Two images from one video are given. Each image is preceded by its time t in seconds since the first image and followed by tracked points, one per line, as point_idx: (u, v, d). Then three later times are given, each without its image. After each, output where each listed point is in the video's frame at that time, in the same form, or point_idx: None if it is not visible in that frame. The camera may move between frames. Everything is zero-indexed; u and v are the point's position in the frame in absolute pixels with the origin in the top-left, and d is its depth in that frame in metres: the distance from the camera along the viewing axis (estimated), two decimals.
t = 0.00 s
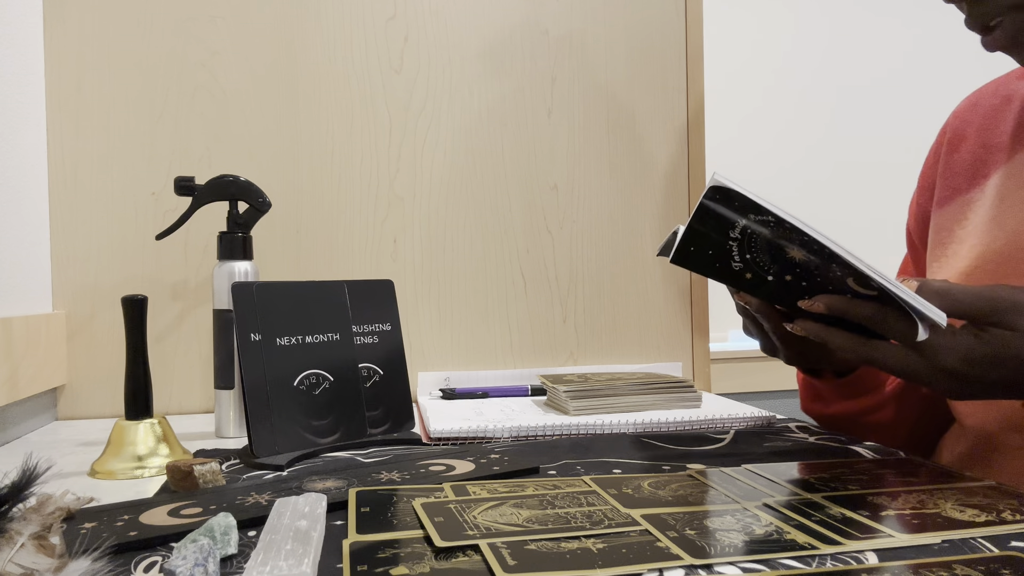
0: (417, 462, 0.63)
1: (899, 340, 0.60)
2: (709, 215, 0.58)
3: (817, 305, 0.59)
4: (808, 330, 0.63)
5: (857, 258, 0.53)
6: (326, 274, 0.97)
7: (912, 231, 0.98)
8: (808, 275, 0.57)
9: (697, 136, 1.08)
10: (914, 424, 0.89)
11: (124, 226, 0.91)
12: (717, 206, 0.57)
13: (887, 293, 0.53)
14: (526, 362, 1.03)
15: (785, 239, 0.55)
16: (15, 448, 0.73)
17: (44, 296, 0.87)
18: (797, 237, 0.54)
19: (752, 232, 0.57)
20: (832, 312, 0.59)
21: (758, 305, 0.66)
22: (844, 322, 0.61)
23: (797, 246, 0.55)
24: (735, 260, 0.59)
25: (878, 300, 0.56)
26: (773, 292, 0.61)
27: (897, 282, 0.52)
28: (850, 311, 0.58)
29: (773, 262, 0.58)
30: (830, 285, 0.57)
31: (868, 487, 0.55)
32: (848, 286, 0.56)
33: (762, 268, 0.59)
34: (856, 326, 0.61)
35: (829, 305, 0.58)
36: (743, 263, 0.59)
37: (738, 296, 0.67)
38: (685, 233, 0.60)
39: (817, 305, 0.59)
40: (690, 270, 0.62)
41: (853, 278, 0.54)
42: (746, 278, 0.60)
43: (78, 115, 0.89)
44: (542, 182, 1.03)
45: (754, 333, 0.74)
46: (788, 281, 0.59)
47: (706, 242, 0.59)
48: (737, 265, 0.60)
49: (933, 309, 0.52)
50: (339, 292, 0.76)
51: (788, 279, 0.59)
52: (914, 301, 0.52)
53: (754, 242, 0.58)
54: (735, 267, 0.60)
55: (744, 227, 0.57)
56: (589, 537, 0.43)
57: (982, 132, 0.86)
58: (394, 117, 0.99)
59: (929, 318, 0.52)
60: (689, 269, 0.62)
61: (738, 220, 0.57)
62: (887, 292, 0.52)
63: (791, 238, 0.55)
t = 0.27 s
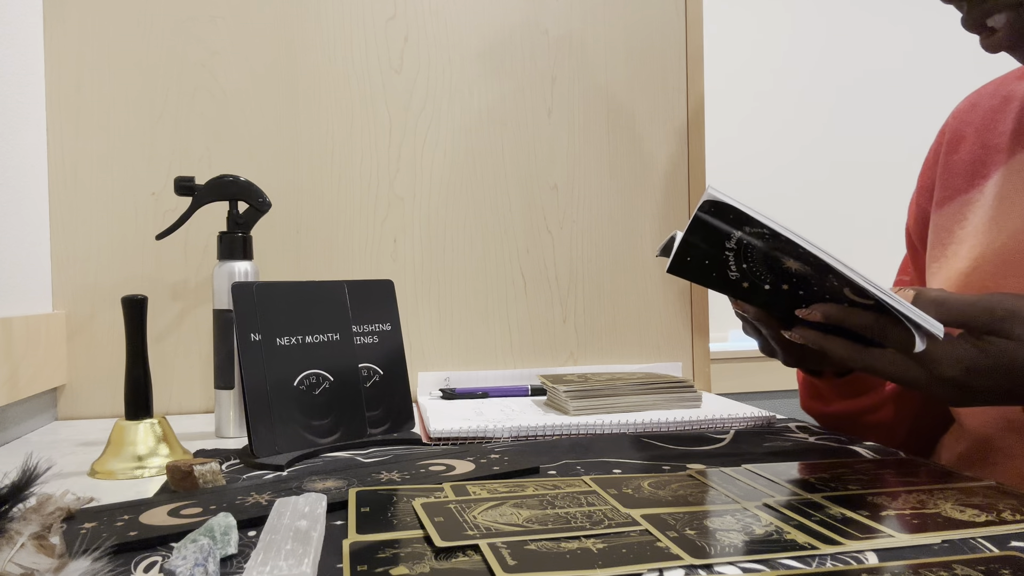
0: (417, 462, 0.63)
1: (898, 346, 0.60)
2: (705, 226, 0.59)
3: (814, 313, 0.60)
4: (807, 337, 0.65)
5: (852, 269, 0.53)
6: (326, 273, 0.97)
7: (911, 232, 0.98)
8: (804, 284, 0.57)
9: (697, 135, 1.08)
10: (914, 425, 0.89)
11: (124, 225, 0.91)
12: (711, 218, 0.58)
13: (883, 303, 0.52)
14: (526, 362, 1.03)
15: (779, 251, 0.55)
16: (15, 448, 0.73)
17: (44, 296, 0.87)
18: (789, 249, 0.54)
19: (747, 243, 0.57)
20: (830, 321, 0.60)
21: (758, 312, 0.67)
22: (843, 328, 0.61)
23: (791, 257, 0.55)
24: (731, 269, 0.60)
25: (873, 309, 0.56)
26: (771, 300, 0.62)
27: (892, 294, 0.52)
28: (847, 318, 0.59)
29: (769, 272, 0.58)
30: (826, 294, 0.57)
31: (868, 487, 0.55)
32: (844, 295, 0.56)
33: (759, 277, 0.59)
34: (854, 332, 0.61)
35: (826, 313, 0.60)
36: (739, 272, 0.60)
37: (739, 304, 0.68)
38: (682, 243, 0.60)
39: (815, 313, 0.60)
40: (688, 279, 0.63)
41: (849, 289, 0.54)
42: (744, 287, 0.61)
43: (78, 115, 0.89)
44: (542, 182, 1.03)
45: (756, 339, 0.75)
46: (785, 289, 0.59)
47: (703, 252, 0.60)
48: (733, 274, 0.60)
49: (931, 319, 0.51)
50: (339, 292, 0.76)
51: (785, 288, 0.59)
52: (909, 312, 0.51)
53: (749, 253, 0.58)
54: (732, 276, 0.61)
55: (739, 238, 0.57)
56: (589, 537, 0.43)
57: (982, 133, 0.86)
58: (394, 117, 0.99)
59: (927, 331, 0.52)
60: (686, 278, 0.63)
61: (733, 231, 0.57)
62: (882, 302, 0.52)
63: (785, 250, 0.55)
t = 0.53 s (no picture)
0: (417, 462, 0.63)
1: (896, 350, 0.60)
2: (703, 231, 0.59)
3: (812, 316, 0.60)
4: (806, 339, 0.65)
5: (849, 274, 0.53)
6: (325, 273, 0.97)
7: (911, 232, 0.98)
8: (802, 287, 0.58)
9: (697, 135, 1.08)
10: (914, 425, 0.88)
11: (124, 225, 0.91)
12: (709, 223, 0.57)
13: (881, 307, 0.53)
14: (526, 362, 1.03)
15: (777, 256, 0.55)
16: (15, 448, 0.73)
17: (44, 296, 0.87)
18: (788, 253, 0.54)
19: (745, 247, 0.57)
20: (828, 324, 0.60)
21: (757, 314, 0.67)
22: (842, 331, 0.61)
23: (789, 261, 0.55)
24: (730, 272, 0.60)
25: (870, 311, 0.56)
26: (770, 302, 0.62)
27: (890, 297, 0.52)
28: (845, 322, 0.59)
29: (767, 275, 0.58)
30: (824, 297, 0.57)
31: (868, 487, 0.55)
32: (842, 298, 0.56)
33: (757, 279, 0.59)
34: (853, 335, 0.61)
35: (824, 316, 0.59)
36: (737, 275, 0.60)
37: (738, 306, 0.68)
38: (681, 247, 0.61)
39: (813, 316, 0.60)
40: (687, 281, 0.63)
41: (846, 293, 0.54)
42: (743, 289, 0.61)
43: (78, 114, 0.89)
44: (542, 182, 1.03)
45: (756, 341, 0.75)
46: (783, 292, 0.59)
47: (702, 255, 0.60)
48: (732, 277, 0.61)
49: (929, 323, 0.51)
50: (339, 292, 0.76)
51: (783, 291, 0.59)
52: (908, 315, 0.52)
53: (747, 257, 0.58)
54: (730, 279, 0.61)
55: (737, 242, 0.57)
56: (589, 537, 0.43)
57: (982, 133, 0.86)
58: (394, 117, 0.99)
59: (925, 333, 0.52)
60: (684, 280, 0.63)
61: (730, 236, 0.57)
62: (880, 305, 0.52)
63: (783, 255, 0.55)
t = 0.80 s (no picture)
0: (417, 462, 0.63)
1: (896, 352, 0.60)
2: (701, 235, 0.59)
3: (812, 319, 0.60)
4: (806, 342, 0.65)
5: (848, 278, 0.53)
6: (325, 273, 0.97)
7: (911, 233, 0.98)
8: (801, 291, 0.58)
9: (697, 135, 1.08)
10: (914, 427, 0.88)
11: (124, 225, 0.91)
12: (706, 228, 0.57)
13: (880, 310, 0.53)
14: (526, 362, 1.03)
15: (775, 260, 0.55)
16: (15, 448, 0.73)
17: (44, 296, 0.87)
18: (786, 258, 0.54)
19: (743, 252, 0.57)
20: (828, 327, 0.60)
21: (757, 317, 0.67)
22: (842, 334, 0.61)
23: (788, 265, 0.55)
24: (728, 277, 0.60)
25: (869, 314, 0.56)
26: (769, 305, 0.62)
27: (889, 301, 0.52)
28: (844, 324, 0.59)
29: (766, 279, 0.58)
30: (823, 301, 0.57)
31: (868, 487, 0.55)
32: (841, 301, 0.56)
33: (756, 284, 0.59)
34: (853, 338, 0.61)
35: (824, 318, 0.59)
36: (736, 279, 0.60)
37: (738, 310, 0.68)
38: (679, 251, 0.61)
39: (813, 319, 0.60)
40: (686, 286, 0.63)
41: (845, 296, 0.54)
42: (742, 293, 0.61)
43: (78, 114, 0.89)
44: (542, 182, 1.03)
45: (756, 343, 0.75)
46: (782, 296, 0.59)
47: (701, 259, 0.60)
48: (731, 282, 0.60)
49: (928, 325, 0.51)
50: (339, 292, 0.76)
51: (783, 295, 0.59)
52: (907, 319, 0.51)
53: (746, 261, 0.58)
54: (729, 284, 0.61)
55: (735, 247, 0.57)
56: (589, 537, 0.43)
57: (982, 133, 0.86)
58: (394, 117, 0.99)
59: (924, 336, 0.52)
60: (683, 285, 0.63)
61: (728, 241, 0.57)
62: (879, 309, 0.52)
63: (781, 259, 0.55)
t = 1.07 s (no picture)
0: (417, 462, 0.63)
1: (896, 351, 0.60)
2: (702, 233, 0.58)
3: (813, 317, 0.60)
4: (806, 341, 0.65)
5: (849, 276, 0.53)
6: (325, 273, 0.97)
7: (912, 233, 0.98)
8: (802, 289, 0.58)
9: (697, 135, 1.08)
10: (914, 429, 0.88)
11: (124, 225, 0.91)
12: (707, 226, 0.57)
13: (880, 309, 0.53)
14: (526, 362, 1.03)
15: (776, 258, 0.55)
16: (15, 448, 0.73)
17: (44, 296, 0.87)
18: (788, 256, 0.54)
19: (744, 250, 0.57)
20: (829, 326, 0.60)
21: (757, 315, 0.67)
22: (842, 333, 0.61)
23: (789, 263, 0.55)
24: (729, 275, 0.60)
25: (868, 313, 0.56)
26: (770, 303, 0.62)
27: (889, 299, 0.52)
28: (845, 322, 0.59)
29: (766, 276, 0.58)
30: (824, 299, 0.57)
31: (868, 487, 0.55)
32: (841, 300, 0.56)
33: (756, 282, 0.59)
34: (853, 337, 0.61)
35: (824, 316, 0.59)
36: (737, 277, 0.60)
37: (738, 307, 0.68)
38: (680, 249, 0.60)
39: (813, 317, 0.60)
40: (687, 284, 0.63)
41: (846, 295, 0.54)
42: (743, 291, 0.61)
43: (78, 114, 0.89)
44: (542, 182, 1.03)
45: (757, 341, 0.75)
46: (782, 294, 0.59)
47: (701, 257, 0.60)
48: (731, 280, 0.60)
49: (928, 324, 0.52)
50: (339, 292, 0.76)
51: (783, 293, 0.59)
52: (908, 319, 0.52)
53: (746, 259, 0.58)
54: (730, 282, 0.61)
55: (736, 244, 0.57)
56: (589, 537, 0.43)
57: (982, 133, 0.86)
58: (394, 117, 0.99)
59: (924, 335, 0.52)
60: (683, 283, 0.63)
61: (729, 239, 0.57)
62: (880, 307, 0.53)
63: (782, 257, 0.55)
